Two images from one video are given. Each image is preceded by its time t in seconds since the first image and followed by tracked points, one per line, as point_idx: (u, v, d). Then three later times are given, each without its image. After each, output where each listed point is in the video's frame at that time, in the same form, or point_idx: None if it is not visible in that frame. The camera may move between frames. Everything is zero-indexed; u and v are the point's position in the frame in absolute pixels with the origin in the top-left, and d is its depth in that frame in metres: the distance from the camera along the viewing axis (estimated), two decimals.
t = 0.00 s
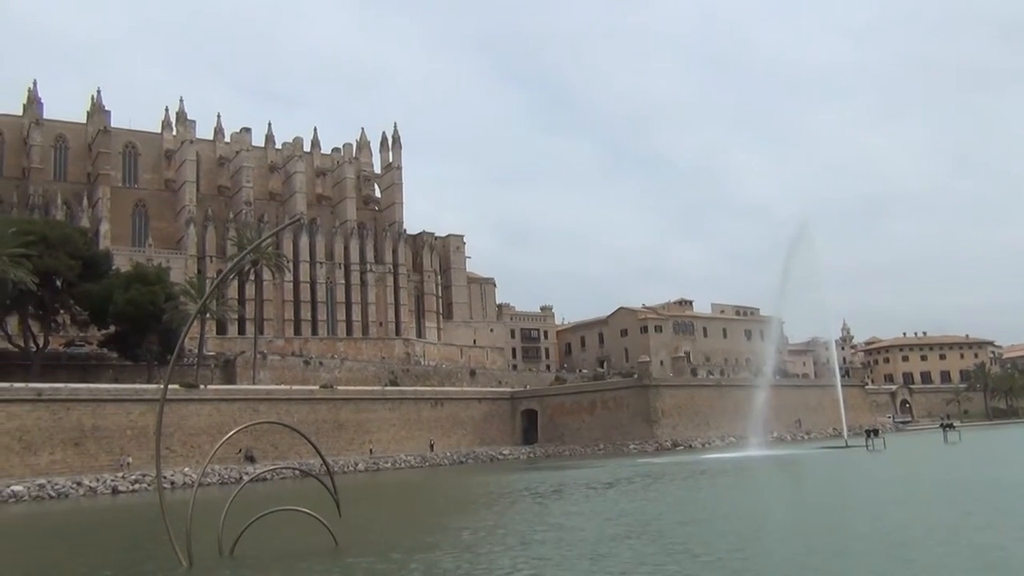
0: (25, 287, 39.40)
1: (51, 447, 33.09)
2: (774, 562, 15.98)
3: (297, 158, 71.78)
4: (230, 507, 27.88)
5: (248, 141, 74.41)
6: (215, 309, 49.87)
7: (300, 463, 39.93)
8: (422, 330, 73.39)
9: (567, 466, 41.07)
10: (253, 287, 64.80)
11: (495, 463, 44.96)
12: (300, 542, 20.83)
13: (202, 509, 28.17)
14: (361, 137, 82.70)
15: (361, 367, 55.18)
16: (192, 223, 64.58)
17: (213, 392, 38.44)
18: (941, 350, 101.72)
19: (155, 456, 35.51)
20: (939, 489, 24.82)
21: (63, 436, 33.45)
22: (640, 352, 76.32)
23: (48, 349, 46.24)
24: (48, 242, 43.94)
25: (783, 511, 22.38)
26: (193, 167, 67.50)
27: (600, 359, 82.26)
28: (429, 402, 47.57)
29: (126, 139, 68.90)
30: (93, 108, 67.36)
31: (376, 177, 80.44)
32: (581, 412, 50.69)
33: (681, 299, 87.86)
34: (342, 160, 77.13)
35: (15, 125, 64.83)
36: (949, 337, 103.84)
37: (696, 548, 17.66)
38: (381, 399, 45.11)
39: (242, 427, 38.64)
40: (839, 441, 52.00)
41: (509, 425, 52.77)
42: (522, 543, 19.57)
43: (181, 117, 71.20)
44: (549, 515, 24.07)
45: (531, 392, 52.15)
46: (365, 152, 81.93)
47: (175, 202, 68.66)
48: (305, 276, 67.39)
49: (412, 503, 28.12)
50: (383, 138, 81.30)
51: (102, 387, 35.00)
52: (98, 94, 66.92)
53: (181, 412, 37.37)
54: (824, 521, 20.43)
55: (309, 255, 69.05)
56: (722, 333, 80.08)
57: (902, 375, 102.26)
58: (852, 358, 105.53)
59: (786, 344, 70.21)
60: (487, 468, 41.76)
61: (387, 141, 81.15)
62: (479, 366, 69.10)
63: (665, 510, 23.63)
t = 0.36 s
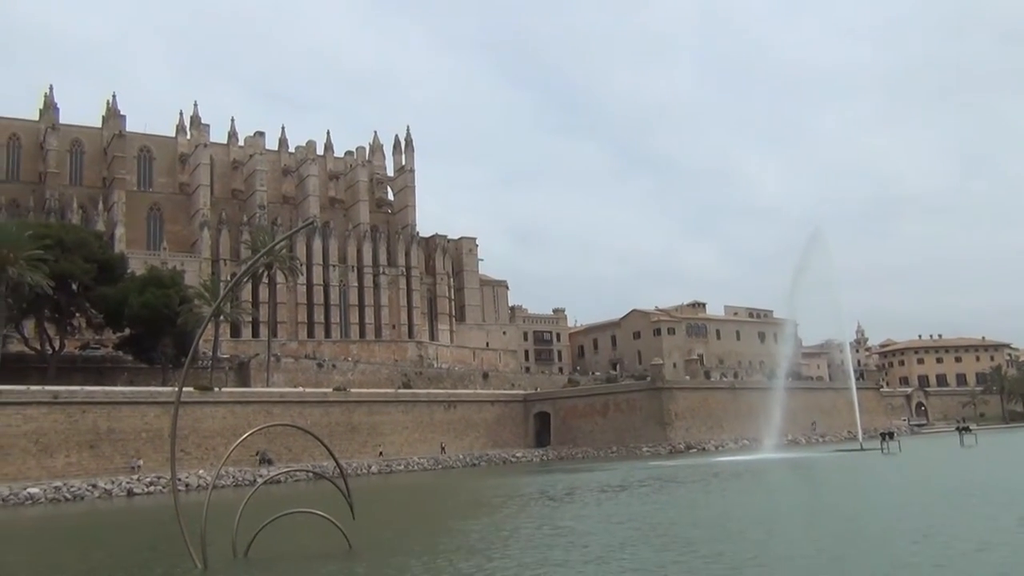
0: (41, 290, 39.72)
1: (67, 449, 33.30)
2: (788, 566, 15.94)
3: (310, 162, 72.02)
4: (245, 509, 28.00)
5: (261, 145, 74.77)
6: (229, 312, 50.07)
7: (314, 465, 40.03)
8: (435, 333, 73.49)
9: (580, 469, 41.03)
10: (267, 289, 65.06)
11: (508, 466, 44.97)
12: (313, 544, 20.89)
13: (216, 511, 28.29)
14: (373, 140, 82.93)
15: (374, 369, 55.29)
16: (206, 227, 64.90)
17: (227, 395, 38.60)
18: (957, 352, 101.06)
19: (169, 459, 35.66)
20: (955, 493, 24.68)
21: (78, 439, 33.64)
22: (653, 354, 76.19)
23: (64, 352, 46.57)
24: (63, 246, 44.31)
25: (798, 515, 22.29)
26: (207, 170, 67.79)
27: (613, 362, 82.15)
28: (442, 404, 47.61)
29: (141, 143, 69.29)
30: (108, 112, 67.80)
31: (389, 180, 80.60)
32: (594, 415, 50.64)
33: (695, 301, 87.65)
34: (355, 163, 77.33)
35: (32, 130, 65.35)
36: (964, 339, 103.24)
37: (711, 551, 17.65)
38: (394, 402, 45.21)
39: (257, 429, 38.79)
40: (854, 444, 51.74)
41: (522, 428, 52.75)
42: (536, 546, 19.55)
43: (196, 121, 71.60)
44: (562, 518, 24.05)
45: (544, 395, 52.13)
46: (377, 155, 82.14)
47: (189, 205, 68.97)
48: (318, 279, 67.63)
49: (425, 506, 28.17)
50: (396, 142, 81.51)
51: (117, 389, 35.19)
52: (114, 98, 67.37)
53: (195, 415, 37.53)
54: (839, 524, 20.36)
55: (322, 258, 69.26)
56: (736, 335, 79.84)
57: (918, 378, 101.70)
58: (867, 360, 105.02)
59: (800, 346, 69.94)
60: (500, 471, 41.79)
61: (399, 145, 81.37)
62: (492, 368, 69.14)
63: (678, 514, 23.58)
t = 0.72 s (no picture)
0: (56, 293, 40.00)
1: (82, 451, 33.51)
2: (803, 568, 15.89)
3: (323, 164, 72.23)
4: (260, 510, 28.15)
5: (274, 147, 75.04)
6: (242, 314, 50.29)
7: (327, 466, 40.16)
8: (447, 334, 73.57)
9: (594, 470, 41.01)
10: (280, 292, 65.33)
11: (521, 467, 45.00)
12: (327, 545, 20.98)
13: (230, 513, 28.41)
14: (386, 143, 83.13)
15: (387, 371, 55.40)
16: (220, 229, 65.17)
17: (241, 396, 38.74)
18: (973, 353, 100.41)
19: (184, 461, 35.84)
20: (969, 494, 24.60)
21: (94, 441, 33.84)
22: (666, 356, 76.02)
23: (79, 354, 46.89)
24: (78, 249, 44.61)
25: (810, 516, 22.28)
26: (221, 173, 68.08)
27: (626, 363, 82.03)
28: (455, 405, 47.65)
29: (154, 146, 69.65)
30: (123, 116, 68.19)
31: (401, 182, 80.76)
32: (606, 416, 50.60)
33: (707, 302, 87.42)
34: (367, 165, 77.53)
35: (47, 134, 65.80)
36: (980, 339, 102.57)
37: (725, 553, 17.62)
38: (407, 403, 45.29)
39: (270, 431, 38.92)
40: (869, 445, 51.50)
41: (535, 429, 52.75)
42: (549, 547, 19.59)
43: (209, 125, 71.91)
44: (575, 519, 24.07)
45: (557, 396, 52.12)
46: (390, 157, 82.34)
47: (203, 208, 69.28)
48: (331, 281, 67.83)
49: (438, 507, 28.20)
50: (408, 144, 81.64)
51: (132, 391, 35.37)
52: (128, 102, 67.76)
53: (209, 416, 37.71)
54: (854, 526, 20.27)
55: (334, 260, 69.47)
56: (749, 336, 79.60)
57: (933, 379, 101.17)
58: (882, 361, 104.53)
59: (814, 347, 69.66)
60: (513, 472, 41.82)
61: (411, 146, 81.51)
62: (504, 370, 69.20)
63: (691, 515, 23.57)
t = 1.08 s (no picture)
0: (71, 295, 40.26)
1: (97, 451, 33.70)
2: (820, 568, 15.80)
3: (336, 165, 72.42)
4: (274, 510, 28.29)
5: (287, 149, 75.29)
6: (256, 314, 50.49)
7: (340, 466, 40.27)
8: (460, 334, 73.64)
9: (607, 470, 40.98)
10: (293, 292, 65.55)
11: (534, 467, 45.00)
12: (341, 545, 21.02)
13: (245, 512, 28.51)
14: (398, 143, 83.30)
15: (400, 371, 55.50)
16: (233, 230, 65.43)
17: (255, 397, 38.90)
18: (989, 352, 99.80)
19: (198, 460, 36.01)
20: (984, 494, 24.48)
21: (109, 441, 34.04)
22: (678, 355, 75.88)
23: (95, 355, 47.17)
24: (93, 250, 44.89)
25: (824, 516, 22.22)
26: (234, 174, 68.36)
27: (639, 363, 81.91)
28: (468, 405, 47.69)
29: (168, 148, 69.99)
30: (137, 118, 68.55)
31: (414, 183, 80.90)
32: (619, 416, 50.55)
33: (720, 302, 87.22)
34: (380, 166, 77.71)
35: (62, 136, 66.23)
36: (995, 339, 101.95)
37: (740, 554, 17.56)
38: (419, 403, 45.38)
39: (284, 431, 39.05)
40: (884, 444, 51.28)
41: (548, 429, 52.74)
42: (562, 547, 19.60)
43: (223, 126, 72.21)
44: (588, 519, 24.06)
45: (569, 396, 52.12)
46: (402, 157, 82.50)
47: (216, 209, 69.55)
48: (343, 282, 68.02)
49: (451, 507, 28.21)
50: (420, 144, 81.75)
51: (147, 392, 35.55)
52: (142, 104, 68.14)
53: (223, 416, 37.88)
54: (870, 527, 20.16)
55: (347, 261, 69.64)
56: (762, 335, 79.35)
57: (948, 378, 100.64)
58: (896, 360, 104.05)
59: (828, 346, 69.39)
60: (526, 472, 41.84)
61: (423, 147, 81.64)
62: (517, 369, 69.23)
63: (705, 515, 23.54)
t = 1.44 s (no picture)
0: (86, 294, 40.51)
1: (113, 449, 33.89)
2: (835, 567, 15.74)
3: (348, 164, 72.56)
4: (288, 508, 28.38)
5: (300, 148, 75.49)
6: (269, 313, 50.66)
7: (354, 464, 40.37)
8: (472, 332, 73.67)
9: (620, 468, 40.97)
10: (306, 291, 65.73)
11: (547, 465, 44.99)
12: (355, 543, 21.08)
13: (259, 510, 28.60)
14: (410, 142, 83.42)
15: (413, 369, 55.60)
16: (247, 230, 65.65)
17: (269, 395, 39.06)
18: (1005, 349, 99.17)
19: (213, 459, 36.18)
20: (1000, 493, 24.29)
21: (125, 439, 34.22)
22: (691, 353, 75.74)
23: (110, 354, 47.43)
24: (108, 250, 45.14)
25: (838, 515, 22.14)
26: (247, 173, 68.59)
27: (652, 360, 81.79)
28: (480, 403, 47.73)
29: (181, 147, 70.28)
30: (150, 118, 68.86)
31: (426, 181, 81.01)
32: (632, 413, 50.50)
33: (733, 299, 86.95)
34: (392, 164, 77.86)
35: (77, 136, 66.61)
36: (1012, 336, 101.28)
37: (753, 552, 17.55)
38: (432, 401, 45.44)
39: (298, 429, 39.19)
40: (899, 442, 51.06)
41: (561, 427, 52.74)
42: (576, 545, 19.61)
43: (235, 126, 72.45)
44: (602, 517, 24.06)
45: (582, 394, 52.15)
46: (414, 156, 82.61)
47: (230, 208, 69.82)
48: (356, 280, 68.15)
49: (465, 505, 28.24)
50: (432, 143, 81.81)
51: (161, 391, 35.71)
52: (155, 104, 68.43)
53: (237, 415, 38.02)
54: (887, 525, 20.07)
55: (360, 259, 69.77)
56: (776, 333, 79.08)
57: (964, 376, 100.14)
58: (911, 357, 103.59)
59: (842, 343, 69.09)
60: (539, 470, 41.87)
61: (435, 146, 81.71)
62: (529, 367, 69.22)
63: (718, 513, 23.49)
